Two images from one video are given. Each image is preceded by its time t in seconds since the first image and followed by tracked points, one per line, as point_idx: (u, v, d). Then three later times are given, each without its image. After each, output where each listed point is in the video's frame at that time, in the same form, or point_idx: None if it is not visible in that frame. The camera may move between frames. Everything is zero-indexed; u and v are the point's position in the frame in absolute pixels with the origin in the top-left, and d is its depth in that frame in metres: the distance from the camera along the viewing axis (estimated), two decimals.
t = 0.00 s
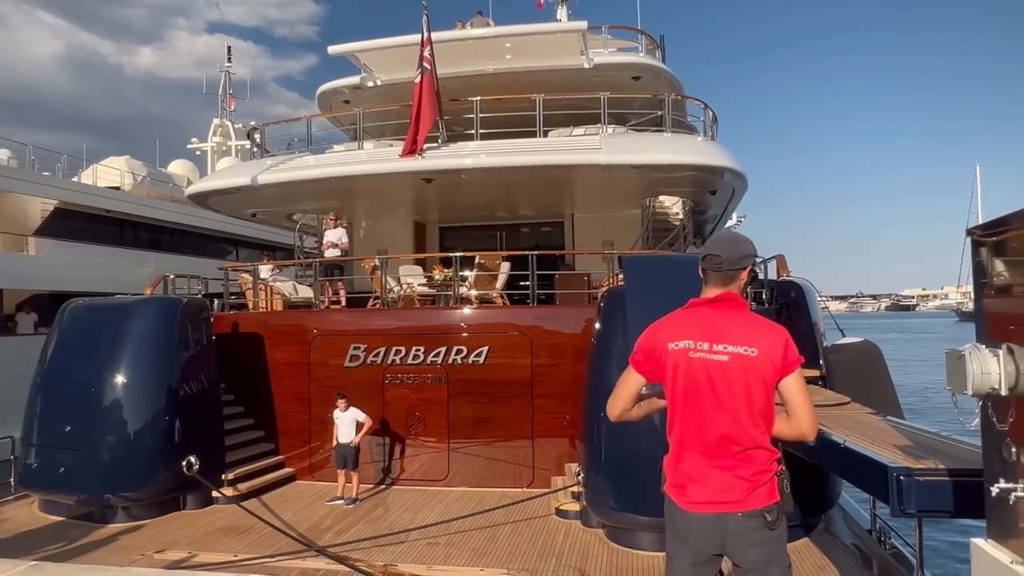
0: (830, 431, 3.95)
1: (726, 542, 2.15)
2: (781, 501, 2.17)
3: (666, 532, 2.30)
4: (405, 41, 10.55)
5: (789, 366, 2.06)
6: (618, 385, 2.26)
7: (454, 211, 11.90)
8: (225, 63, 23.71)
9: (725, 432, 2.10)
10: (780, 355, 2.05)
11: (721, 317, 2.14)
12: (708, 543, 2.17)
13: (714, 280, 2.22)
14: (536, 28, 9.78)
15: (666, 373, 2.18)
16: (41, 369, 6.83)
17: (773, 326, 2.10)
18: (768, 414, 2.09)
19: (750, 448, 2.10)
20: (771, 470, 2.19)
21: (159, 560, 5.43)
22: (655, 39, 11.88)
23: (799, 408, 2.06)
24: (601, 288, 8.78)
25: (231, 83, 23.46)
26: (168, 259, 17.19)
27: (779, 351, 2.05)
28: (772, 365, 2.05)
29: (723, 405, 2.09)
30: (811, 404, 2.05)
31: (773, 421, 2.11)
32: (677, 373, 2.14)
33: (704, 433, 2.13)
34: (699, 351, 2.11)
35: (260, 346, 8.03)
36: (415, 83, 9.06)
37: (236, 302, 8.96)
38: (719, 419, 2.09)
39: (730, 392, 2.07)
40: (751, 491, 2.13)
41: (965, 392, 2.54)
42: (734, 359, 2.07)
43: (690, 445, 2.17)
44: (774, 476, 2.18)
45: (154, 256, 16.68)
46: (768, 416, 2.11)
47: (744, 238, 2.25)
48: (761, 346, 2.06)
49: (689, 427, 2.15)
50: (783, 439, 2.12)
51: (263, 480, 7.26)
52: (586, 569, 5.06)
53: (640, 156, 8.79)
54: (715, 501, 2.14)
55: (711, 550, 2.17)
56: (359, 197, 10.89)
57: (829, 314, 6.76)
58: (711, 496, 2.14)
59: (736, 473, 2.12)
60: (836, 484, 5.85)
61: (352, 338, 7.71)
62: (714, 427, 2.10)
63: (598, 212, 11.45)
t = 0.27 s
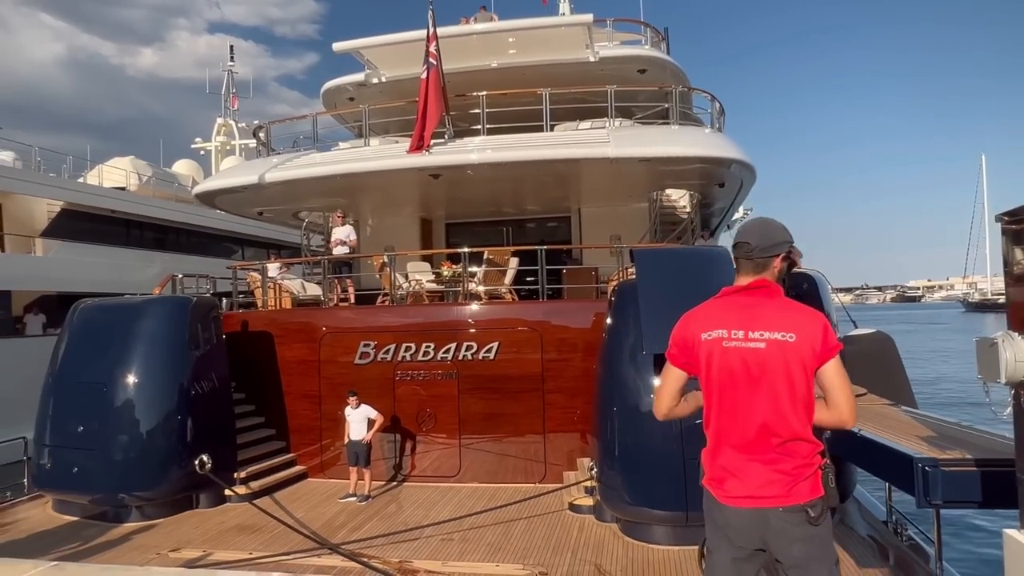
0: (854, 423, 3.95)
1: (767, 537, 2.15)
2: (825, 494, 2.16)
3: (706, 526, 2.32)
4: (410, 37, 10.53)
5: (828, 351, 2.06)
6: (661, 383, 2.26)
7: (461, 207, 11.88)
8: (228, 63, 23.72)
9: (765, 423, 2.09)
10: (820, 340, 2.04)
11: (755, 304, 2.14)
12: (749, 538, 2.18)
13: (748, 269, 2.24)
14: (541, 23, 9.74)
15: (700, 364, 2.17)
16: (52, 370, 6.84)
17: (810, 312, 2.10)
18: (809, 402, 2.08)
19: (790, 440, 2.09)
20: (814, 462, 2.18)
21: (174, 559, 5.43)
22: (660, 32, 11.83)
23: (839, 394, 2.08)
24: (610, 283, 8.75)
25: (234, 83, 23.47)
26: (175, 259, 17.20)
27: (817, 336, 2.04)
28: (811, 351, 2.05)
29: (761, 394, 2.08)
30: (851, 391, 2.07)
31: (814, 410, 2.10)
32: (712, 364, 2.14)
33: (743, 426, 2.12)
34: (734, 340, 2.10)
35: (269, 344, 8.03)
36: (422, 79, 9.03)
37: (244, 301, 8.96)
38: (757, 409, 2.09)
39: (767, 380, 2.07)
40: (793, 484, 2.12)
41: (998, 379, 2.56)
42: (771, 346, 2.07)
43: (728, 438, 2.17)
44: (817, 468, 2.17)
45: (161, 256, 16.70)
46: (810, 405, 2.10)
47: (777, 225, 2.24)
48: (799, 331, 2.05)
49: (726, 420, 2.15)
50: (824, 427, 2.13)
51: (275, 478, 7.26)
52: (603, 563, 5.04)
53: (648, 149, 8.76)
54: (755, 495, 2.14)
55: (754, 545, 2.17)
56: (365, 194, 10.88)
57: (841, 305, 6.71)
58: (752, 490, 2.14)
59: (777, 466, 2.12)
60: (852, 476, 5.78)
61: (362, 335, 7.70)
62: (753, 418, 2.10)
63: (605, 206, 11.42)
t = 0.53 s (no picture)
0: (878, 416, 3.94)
1: (810, 536, 2.15)
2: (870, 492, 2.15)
3: (746, 525, 2.31)
4: (414, 33, 10.48)
5: (869, 339, 2.05)
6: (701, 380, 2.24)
7: (466, 204, 11.84)
8: (230, 63, 23.70)
9: (807, 415, 2.09)
10: (860, 327, 2.04)
11: (792, 293, 2.12)
12: (792, 538, 2.18)
13: (780, 260, 2.24)
14: (545, 17, 9.69)
15: (738, 357, 2.16)
16: (61, 373, 6.83)
17: (849, 298, 2.09)
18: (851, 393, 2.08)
19: (833, 434, 2.09)
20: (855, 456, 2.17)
21: (187, 560, 5.42)
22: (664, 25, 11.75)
23: (881, 382, 2.07)
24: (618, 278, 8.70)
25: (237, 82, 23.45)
26: (180, 259, 17.20)
27: (857, 324, 2.04)
28: (852, 338, 2.05)
29: (802, 386, 2.08)
30: (896, 379, 2.06)
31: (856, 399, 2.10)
32: (751, 356, 2.13)
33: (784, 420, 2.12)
34: (772, 330, 2.10)
35: (278, 343, 8.01)
36: (427, 75, 9.00)
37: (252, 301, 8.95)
38: (798, 401, 2.09)
39: (808, 371, 2.07)
40: (836, 480, 2.12)
41: None
42: (811, 334, 2.06)
43: (768, 434, 2.16)
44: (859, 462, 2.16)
45: (166, 257, 16.70)
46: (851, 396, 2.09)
47: (812, 213, 2.23)
48: (839, 319, 2.05)
49: (768, 413, 2.14)
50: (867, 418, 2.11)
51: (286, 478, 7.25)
52: (618, 560, 5.00)
53: (656, 142, 8.70)
54: (798, 493, 2.13)
55: (797, 544, 2.17)
56: (370, 193, 10.85)
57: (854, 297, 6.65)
58: (795, 485, 2.13)
59: (820, 461, 2.11)
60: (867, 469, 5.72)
61: (370, 334, 7.67)
62: (794, 411, 2.10)
63: (612, 201, 11.37)
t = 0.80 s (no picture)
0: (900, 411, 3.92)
1: (850, 533, 2.13)
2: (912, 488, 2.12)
3: (783, 523, 2.29)
4: (416, 30, 10.44)
5: (908, 331, 2.03)
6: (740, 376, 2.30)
7: (470, 201, 11.81)
8: (231, 63, 23.67)
9: (844, 410, 2.08)
10: (899, 319, 2.01)
11: (826, 286, 2.12)
12: (831, 535, 2.16)
13: (817, 250, 2.24)
14: (548, 12, 9.64)
15: (771, 351, 2.17)
16: (69, 375, 6.82)
17: (888, 290, 2.07)
18: (890, 387, 2.05)
19: (871, 428, 2.07)
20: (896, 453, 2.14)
21: (198, 561, 5.41)
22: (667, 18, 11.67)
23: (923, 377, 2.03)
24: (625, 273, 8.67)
25: (237, 82, 23.41)
26: (184, 260, 17.18)
27: (895, 315, 2.01)
28: (890, 330, 2.02)
29: (838, 380, 2.07)
30: (936, 368, 2.01)
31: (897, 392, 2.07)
32: (784, 350, 2.13)
33: (819, 415, 2.11)
34: (805, 323, 2.10)
35: (285, 343, 8.00)
36: (431, 72, 8.96)
37: (258, 300, 8.93)
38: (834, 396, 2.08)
39: (844, 365, 2.06)
40: (876, 476, 2.09)
41: None
42: (846, 327, 2.05)
43: (804, 430, 2.15)
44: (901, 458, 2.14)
45: (170, 257, 16.70)
46: (890, 390, 2.06)
47: (849, 203, 2.24)
48: (876, 311, 2.03)
49: (804, 408, 2.13)
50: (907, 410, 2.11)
51: (295, 478, 7.25)
52: (631, 557, 4.98)
53: (662, 137, 8.67)
54: (835, 490, 2.12)
55: (837, 542, 2.15)
56: (374, 191, 10.83)
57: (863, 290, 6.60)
58: (833, 481, 2.11)
59: (858, 457, 2.10)
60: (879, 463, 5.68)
61: (378, 332, 7.65)
62: (829, 405, 2.09)
63: (616, 196, 11.34)
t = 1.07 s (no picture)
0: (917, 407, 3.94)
1: (885, 523, 2.14)
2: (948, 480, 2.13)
3: (816, 514, 2.29)
4: (418, 26, 10.43)
5: (944, 322, 2.03)
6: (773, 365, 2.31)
7: (473, 198, 11.81)
8: (231, 61, 23.63)
9: (878, 399, 2.09)
10: (934, 309, 2.02)
11: (861, 275, 2.13)
12: (866, 525, 2.16)
13: (856, 238, 2.25)
14: (551, 8, 9.62)
15: (805, 340, 2.19)
16: (76, 374, 6.82)
17: (923, 281, 2.08)
18: (926, 378, 2.07)
19: (906, 419, 2.08)
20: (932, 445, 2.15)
21: (207, 558, 5.41)
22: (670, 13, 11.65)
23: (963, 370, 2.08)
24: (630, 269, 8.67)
25: (238, 81, 23.37)
26: (186, 259, 17.17)
27: (931, 305, 2.03)
28: (925, 321, 2.04)
29: (874, 370, 2.09)
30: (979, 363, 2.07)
31: (932, 382, 2.09)
32: (818, 340, 2.16)
33: (854, 405, 2.13)
34: (839, 313, 2.11)
35: (290, 341, 8.00)
36: (434, 69, 8.95)
37: (263, 298, 8.93)
38: (869, 386, 2.10)
39: (878, 354, 2.08)
40: (911, 467, 2.10)
41: None
42: (881, 317, 2.07)
43: (838, 421, 2.17)
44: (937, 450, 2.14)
45: (172, 256, 16.69)
46: (927, 381, 2.08)
47: (893, 191, 2.22)
48: (911, 302, 2.04)
49: (838, 397, 2.15)
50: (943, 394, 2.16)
51: (302, 475, 7.26)
52: (641, 551, 4.98)
53: (667, 131, 8.65)
54: (870, 481, 2.13)
55: (873, 532, 2.16)
56: (377, 188, 10.82)
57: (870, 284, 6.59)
58: (867, 471, 2.12)
59: (893, 448, 2.11)
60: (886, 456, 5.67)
61: (383, 329, 7.65)
62: (864, 396, 2.11)
63: (619, 192, 11.33)
